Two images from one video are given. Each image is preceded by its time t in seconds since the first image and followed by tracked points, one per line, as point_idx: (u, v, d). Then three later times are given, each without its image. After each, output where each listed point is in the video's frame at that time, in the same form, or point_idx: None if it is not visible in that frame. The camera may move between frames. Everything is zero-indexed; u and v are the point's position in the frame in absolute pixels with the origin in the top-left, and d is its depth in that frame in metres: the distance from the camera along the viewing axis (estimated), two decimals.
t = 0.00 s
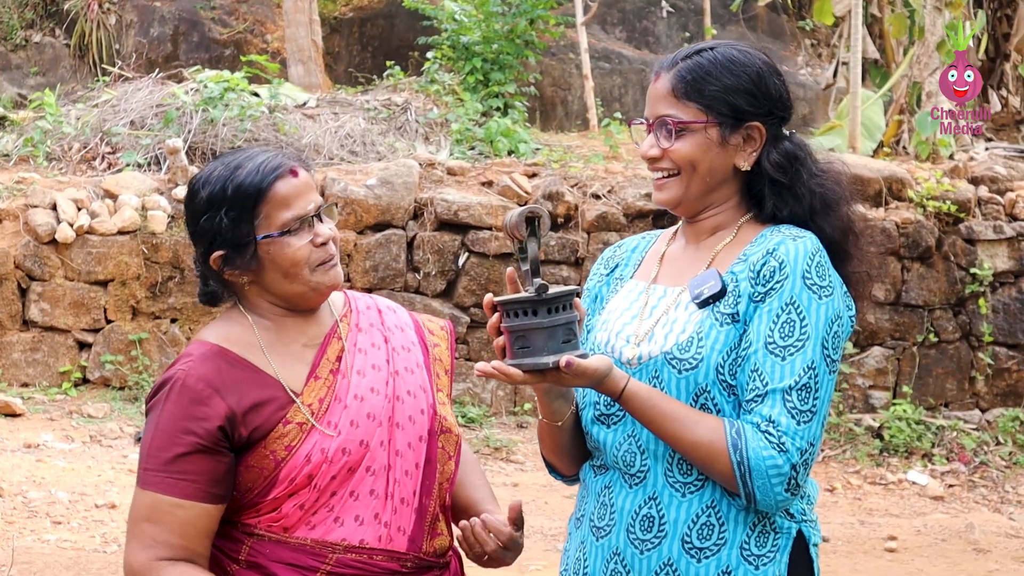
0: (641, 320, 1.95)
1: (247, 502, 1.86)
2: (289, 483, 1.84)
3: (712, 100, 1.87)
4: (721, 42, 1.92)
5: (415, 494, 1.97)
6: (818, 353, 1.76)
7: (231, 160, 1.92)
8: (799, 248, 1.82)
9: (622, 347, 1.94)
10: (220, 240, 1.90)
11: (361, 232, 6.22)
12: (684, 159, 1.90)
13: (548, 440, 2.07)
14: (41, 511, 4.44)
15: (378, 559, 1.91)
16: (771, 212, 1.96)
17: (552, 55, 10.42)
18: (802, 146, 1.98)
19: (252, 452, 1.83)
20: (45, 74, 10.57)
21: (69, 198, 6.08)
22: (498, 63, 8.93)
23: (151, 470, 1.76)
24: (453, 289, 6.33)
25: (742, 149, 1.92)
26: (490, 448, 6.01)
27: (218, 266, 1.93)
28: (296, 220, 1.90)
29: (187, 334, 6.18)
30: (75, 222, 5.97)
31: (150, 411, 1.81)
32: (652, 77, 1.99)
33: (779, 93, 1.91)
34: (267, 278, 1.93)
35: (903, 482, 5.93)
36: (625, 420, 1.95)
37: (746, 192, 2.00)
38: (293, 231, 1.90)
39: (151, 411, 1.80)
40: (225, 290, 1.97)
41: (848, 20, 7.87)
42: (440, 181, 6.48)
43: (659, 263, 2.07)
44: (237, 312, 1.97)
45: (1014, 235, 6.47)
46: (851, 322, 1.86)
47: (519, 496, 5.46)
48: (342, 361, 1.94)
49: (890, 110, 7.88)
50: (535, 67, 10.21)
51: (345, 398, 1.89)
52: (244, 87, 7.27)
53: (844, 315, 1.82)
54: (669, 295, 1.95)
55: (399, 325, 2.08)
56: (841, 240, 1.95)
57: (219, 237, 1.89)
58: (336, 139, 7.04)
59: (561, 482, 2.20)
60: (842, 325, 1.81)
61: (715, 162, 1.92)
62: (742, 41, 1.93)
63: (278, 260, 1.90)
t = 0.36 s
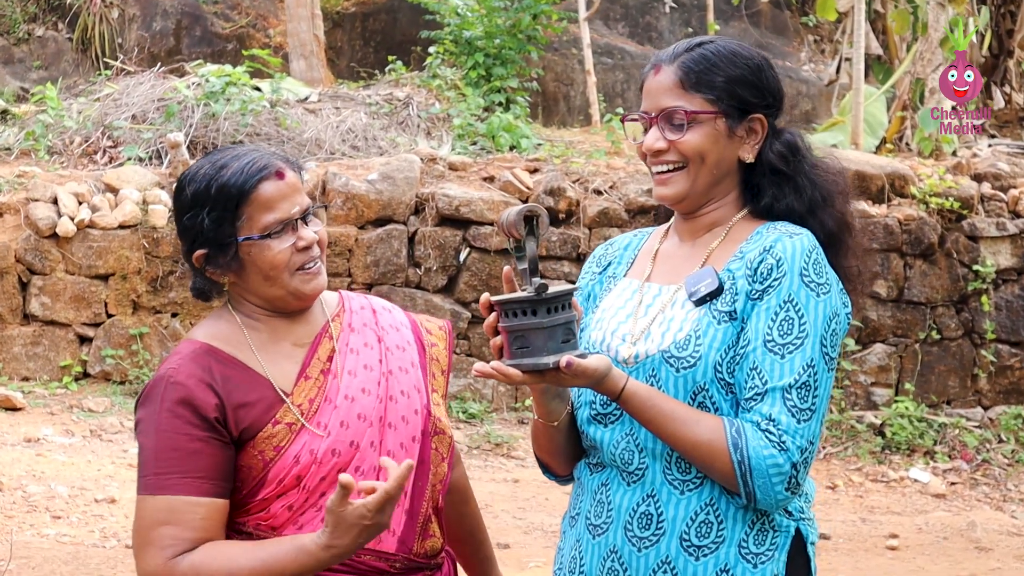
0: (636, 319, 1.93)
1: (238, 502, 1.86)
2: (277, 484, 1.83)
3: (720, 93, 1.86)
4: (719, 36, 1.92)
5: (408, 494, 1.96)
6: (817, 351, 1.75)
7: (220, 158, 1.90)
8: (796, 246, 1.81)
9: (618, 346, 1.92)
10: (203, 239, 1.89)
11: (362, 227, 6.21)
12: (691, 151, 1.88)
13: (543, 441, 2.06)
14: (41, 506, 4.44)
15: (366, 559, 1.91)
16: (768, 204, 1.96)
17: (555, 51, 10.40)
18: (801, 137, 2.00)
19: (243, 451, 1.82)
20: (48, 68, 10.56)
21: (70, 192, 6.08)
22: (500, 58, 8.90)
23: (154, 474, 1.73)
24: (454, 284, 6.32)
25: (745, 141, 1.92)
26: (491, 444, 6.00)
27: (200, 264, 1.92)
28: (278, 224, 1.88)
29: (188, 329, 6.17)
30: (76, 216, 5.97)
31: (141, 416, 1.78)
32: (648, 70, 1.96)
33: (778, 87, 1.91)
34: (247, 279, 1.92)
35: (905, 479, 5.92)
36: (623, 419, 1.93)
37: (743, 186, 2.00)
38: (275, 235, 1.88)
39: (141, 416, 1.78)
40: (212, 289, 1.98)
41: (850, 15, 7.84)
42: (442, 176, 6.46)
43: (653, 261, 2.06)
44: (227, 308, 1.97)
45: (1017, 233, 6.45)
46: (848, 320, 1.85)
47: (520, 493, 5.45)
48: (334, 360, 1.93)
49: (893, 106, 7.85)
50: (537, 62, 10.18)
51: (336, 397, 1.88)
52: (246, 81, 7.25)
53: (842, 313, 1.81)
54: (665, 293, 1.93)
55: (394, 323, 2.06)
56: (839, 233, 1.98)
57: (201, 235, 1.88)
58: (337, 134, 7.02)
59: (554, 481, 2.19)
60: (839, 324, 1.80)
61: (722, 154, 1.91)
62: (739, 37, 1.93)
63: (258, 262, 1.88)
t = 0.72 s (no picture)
0: (635, 323, 1.91)
1: (221, 506, 1.83)
2: (263, 489, 1.80)
3: (749, 89, 1.88)
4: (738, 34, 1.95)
5: (397, 497, 1.94)
6: (818, 349, 1.73)
7: (222, 148, 1.89)
8: (793, 244, 1.79)
9: (618, 351, 1.90)
10: (209, 226, 1.85)
11: (364, 225, 6.20)
12: (721, 140, 1.88)
13: (545, 441, 2.04)
14: (41, 503, 4.43)
15: (356, 564, 1.87)
16: (772, 198, 1.97)
17: (559, 48, 10.38)
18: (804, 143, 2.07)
19: (225, 454, 1.80)
20: (51, 64, 10.54)
21: (72, 188, 6.07)
22: (503, 55, 8.88)
23: (127, 476, 1.72)
24: (457, 282, 6.31)
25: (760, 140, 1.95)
26: (493, 442, 5.98)
27: (202, 254, 1.88)
28: (288, 210, 1.88)
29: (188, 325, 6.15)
30: (78, 213, 5.96)
31: (121, 415, 1.77)
32: (669, 58, 1.95)
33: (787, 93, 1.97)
34: (252, 268, 1.89)
35: (908, 479, 5.90)
36: (627, 422, 1.92)
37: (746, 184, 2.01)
38: (286, 220, 1.88)
39: (121, 415, 1.76)
40: (203, 283, 1.92)
41: (855, 14, 7.81)
42: (444, 174, 6.45)
43: (651, 262, 2.03)
44: (217, 309, 1.93)
45: (1021, 232, 6.44)
46: (848, 317, 1.83)
47: (521, 491, 5.43)
48: (320, 363, 1.91)
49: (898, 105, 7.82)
50: (541, 60, 10.16)
51: (322, 401, 1.86)
52: (248, 78, 7.24)
53: (842, 310, 1.79)
54: (664, 295, 1.91)
55: (381, 324, 2.05)
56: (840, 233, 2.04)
57: (208, 222, 1.85)
58: (340, 131, 7.00)
59: (556, 484, 2.17)
60: (840, 321, 1.78)
61: (744, 150, 1.92)
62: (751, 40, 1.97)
63: (267, 249, 1.87)
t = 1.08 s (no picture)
0: (641, 322, 1.89)
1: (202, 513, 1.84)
2: (237, 503, 1.81)
3: (754, 97, 1.84)
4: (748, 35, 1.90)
5: (366, 507, 1.92)
6: (828, 352, 1.72)
7: (190, 152, 1.89)
8: (801, 244, 1.77)
9: (623, 350, 1.88)
10: (182, 229, 1.83)
11: (364, 224, 6.18)
12: (725, 151, 1.85)
13: (546, 436, 2.03)
14: (39, 502, 4.42)
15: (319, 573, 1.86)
16: (780, 207, 1.95)
17: (561, 47, 10.35)
18: (813, 145, 2.03)
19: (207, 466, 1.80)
20: (52, 61, 10.51)
21: (71, 186, 6.04)
22: (504, 54, 8.85)
23: (132, 493, 1.72)
24: (457, 281, 6.29)
25: (766, 147, 1.91)
26: (493, 441, 5.97)
27: (177, 257, 1.85)
28: (261, 207, 1.87)
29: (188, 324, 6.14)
30: (77, 210, 5.94)
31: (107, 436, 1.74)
32: (677, 60, 1.90)
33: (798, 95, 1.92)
34: (227, 268, 1.86)
35: (909, 480, 5.88)
36: (631, 422, 1.90)
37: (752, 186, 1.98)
38: (259, 217, 1.86)
39: (105, 437, 1.74)
40: (177, 289, 1.89)
41: (857, 13, 7.79)
42: (445, 173, 6.43)
43: (657, 262, 2.01)
44: (192, 318, 1.89)
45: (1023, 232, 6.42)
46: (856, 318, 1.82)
47: (521, 491, 5.42)
48: (296, 375, 1.89)
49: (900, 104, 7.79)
50: (542, 59, 10.14)
51: (298, 417, 1.85)
52: (249, 76, 7.22)
53: (849, 311, 1.78)
54: (669, 295, 1.89)
55: (354, 327, 2.02)
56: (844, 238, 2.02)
57: (181, 225, 1.83)
58: (340, 129, 6.98)
59: (554, 485, 2.16)
60: (848, 322, 1.76)
61: (747, 159, 1.89)
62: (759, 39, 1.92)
63: (241, 247, 1.85)
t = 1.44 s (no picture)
0: (650, 315, 1.89)
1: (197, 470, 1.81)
2: (235, 455, 1.79)
3: (762, 109, 1.79)
4: (764, 40, 1.82)
5: (367, 474, 1.91)
6: (842, 356, 1.71)
7: (227, 151, 1.90)
8: (818, 248, 1.76)
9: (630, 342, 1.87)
10: (201, 226, 1.87)
11: (365, 223, 6.18)
12: (726, 164, 1.82)
13: (545, 425, 2.03)
14: (39, 501, 4.41)
15: (321, 529, 1.84)
16: (793, 215, 1.91)
17: (562, 46, 10.34)
18: (829, 151, 1.95)
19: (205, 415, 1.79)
20: (54, 61, 10.51)
21: (71, 185, 6.04)
22: (506, 53, 8.83)
23: (130, 434, 1.72)
24: (458, 280, 6.28)
25: (776, 155, 1.86)
26: (494, 441, 5.96)
27: (193, 249, 1.90)
28: (279, 221, 1.87)
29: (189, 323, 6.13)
30: (77, 210, 5.94)
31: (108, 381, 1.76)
32: (687, 65, 1.85)
33: (816, 99, 1.85)
34: (238, 269, 1.89)
35: (911, 479, 5.87)
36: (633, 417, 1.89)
37: (767, 191, 1.94)
38: (275, 231, 1.87)
39: (108, 381, 1.75)
40: (197, 271, 1.93)
41: (859, 12, 7.78)
42: (446, 172, 6.42)
43: (668, 256, 2.01)
44: (204, 295, 1.91)
45: None
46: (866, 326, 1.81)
47: (522, 491, 5.42)
48: (296, 352, 1.89)
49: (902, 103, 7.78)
50: (544, 58, 10.15)
51: (297, 380, 1.85)
52: (250, 75, 7.22)
53: (863, 318, 1.76)
54: (680, 289, 1.89)
55: (354, 327, 2.04)
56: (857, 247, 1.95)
57: (201, 222, 1.87)
58: (341, 128, 6.97)
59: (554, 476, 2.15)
60: (860, 328, 1.75)
61: (752, 170, 1.85)
62: (779, 40, 1.85)
63: (252, 254, 1.86)
